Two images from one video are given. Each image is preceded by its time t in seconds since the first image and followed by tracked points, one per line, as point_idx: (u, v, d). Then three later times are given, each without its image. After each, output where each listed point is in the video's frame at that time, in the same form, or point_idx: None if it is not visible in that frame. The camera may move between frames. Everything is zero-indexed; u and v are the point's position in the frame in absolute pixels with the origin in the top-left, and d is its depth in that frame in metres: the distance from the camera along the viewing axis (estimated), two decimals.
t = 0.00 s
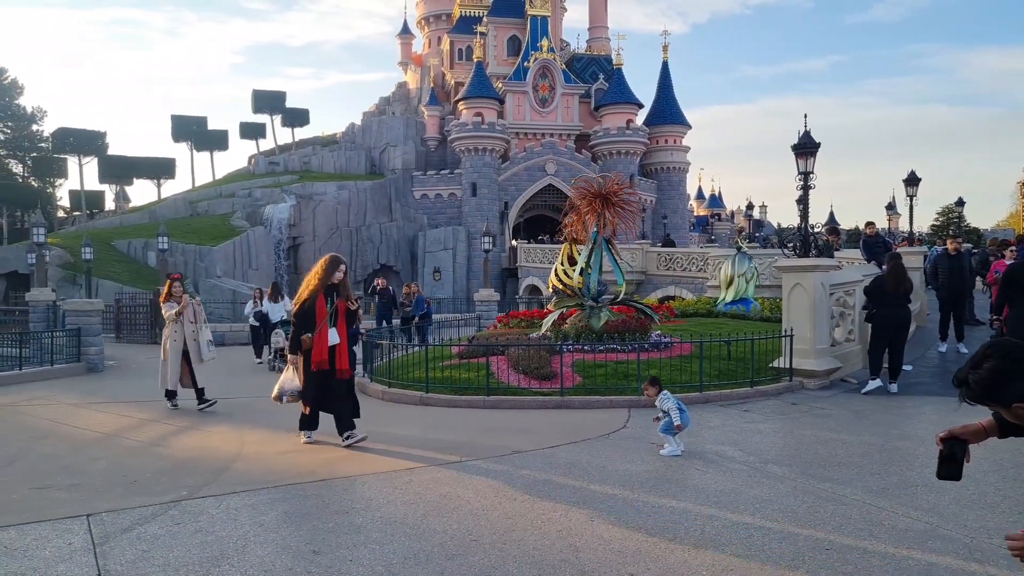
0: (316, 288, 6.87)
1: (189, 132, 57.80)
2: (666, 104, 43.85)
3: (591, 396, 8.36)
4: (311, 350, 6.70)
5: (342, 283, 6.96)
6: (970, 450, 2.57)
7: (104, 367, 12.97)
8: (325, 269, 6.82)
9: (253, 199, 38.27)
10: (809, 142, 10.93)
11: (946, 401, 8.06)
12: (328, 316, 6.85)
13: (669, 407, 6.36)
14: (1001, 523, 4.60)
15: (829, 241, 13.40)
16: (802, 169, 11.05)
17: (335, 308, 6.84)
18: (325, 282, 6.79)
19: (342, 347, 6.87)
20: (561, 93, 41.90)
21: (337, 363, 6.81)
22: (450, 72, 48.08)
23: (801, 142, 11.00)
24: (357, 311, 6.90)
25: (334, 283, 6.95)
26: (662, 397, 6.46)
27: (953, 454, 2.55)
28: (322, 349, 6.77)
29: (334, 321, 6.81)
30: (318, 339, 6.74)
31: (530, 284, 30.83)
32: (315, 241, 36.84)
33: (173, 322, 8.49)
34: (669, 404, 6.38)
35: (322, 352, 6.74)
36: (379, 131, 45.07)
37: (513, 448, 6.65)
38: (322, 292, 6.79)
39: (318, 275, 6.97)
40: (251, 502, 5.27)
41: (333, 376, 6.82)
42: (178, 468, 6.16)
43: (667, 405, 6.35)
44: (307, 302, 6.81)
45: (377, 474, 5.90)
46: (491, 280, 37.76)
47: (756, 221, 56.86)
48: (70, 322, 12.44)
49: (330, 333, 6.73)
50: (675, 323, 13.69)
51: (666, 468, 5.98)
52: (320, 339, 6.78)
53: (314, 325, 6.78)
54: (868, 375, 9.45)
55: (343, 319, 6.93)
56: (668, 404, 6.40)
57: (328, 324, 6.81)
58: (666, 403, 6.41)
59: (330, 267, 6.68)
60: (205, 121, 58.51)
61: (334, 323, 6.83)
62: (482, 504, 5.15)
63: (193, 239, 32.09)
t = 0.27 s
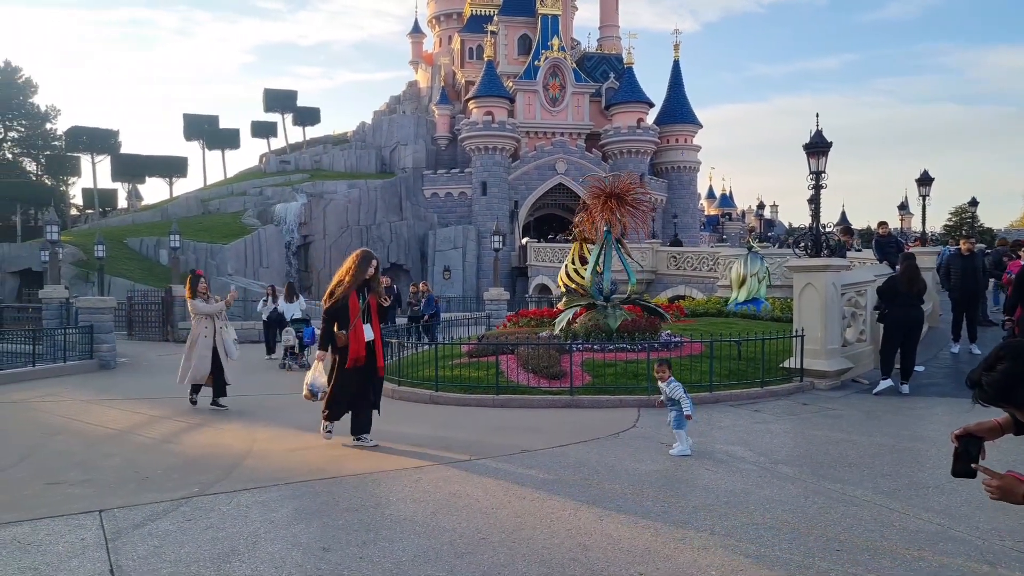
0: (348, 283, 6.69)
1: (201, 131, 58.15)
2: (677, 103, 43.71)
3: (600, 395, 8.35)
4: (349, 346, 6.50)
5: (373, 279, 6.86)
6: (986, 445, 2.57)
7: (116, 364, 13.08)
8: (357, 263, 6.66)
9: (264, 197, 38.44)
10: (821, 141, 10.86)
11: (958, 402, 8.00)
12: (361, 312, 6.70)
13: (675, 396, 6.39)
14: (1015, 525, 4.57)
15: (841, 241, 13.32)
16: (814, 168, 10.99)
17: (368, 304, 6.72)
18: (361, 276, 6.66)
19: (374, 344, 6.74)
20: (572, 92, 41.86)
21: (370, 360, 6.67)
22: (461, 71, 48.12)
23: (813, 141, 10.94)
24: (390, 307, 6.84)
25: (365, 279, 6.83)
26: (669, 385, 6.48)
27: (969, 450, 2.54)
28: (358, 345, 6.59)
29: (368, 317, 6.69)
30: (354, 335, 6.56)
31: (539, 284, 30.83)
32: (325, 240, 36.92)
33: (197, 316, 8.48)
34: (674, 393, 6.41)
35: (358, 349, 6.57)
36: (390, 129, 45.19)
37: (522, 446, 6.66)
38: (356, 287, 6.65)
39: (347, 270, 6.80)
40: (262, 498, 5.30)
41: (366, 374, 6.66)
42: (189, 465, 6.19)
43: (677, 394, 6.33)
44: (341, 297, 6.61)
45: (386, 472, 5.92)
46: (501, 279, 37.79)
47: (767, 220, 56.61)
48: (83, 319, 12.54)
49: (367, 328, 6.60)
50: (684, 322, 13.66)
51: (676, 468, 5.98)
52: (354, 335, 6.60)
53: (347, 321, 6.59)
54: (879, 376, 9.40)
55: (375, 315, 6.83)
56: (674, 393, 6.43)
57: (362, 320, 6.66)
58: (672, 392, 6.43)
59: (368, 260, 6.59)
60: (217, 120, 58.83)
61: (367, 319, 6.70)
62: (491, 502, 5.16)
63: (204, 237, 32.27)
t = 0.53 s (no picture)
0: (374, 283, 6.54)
1: (211, 132, 58.45)
2: (686, 105, 43.62)
3: (608, 397, 8.34)
4: (376, 348, 6.37)
5: (398, 279, 6.73)
6: (998, 445, 2.57)
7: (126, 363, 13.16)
8: (383, 262, 6.51)
9: (274, 198, 38.60)
10: (831, 142, 10.82)
11: (968, 405, 7.95)
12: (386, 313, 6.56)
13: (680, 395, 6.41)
14: None
15: (852, 244, 13.25)
16: (823, 170, 10.95)
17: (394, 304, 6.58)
18: (388, 277, 6.51)
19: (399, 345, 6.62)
20: (580, 93, 41.85)
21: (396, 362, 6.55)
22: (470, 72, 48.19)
23: (822, 143, 10.90)
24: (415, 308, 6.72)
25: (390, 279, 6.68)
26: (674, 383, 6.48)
27: (980, 453, 2.56)
28: (385, 347, 6.45)
29: (394, 318, 6.58)
30: (381, 337, 6.42)
31: (547, 285, 30.83)
32: (334, 240, 36.91)
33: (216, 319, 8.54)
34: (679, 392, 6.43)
35: (385, 350, 6.43)
36: (398, 130, 45.31)
37: (529, 448, 6.66)
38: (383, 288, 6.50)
39: (371, 269, 6.63)
40: (270, 498, 5.32)
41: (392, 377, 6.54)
42: (198, 465, 6.22)
43: (677, 392, 6.35)
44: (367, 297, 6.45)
45: (394, 473, 5.93)
46: (509, 281, 37.81)
47: (776, 222, 56.38)
48: (93, 319, 12.63)
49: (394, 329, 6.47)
50: (692, 325, 13.63)
51: (684, 470, 5.96)
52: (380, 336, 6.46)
53: (374, 322, 6.44)
54: (888, 378, 9.35)
55: (400, 315, 6.70)
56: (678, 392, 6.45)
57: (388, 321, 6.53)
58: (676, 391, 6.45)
59: (396, 260, 6.46)
60: (226, 121, 59.13)
61: (393, 320, 6.57)
62: (498, 504, 5.16)
63: (214, 238, 32.43)
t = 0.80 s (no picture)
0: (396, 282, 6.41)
1: (213, 131, 58.50)
2: (689, 105, 43.61)
3: (609, 397, 8.34)
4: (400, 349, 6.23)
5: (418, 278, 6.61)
6: (1000, 442, 2.56)
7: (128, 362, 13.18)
8: (405, 261, 6.38)
9: (276, 197, 38.61)
10: (833, 143, 10.82)
11: (970, 406, 7.95)
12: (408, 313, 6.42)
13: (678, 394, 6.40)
14: None
15: (854, 244, 13.23)
16: (825, 170, 10.94)
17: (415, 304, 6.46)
18: (410, 276, 6.39)
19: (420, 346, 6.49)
20: (583, 93, 41.85)
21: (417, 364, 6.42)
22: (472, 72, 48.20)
23: (825, 143, 10.89)
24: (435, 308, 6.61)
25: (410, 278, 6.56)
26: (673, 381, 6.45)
27: (980, 451, 2.54)
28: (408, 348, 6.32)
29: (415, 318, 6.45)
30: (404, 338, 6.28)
31: (550, 284, 30.84)
32: (336, 240, 36.96)
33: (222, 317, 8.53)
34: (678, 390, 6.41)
35: (409, 351, 6.29)
36: (401, 130, 45.33)
37: (531, 447, 6.66)
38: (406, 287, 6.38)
39: (391, 268, 6.49)
40: (272, 497, 5.32)
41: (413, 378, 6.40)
42: (199, 464, 6.22)
43: (678, 391, 6.34)
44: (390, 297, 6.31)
45: (396, 472, 5.93)
46: (511, 280, 37.83)
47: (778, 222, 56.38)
48: (95, 318, 12.64)
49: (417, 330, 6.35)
50: (694, 325, 13.64)
51: (685, 470, 5.96)
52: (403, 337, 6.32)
53: (397, 323, 6.30)
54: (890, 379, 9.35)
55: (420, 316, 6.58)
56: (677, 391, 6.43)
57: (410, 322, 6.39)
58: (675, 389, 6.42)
59: (418, 259, 6.37)
60: (229, 120, 59.16)
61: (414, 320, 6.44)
62: (500, 503, 5.16)
63: (216, 237, 32.45)
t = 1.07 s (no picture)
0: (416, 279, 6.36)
1: (213, 130, 58.49)
2: (689, 104, 43.61)
3: (610, 396, 8.35)
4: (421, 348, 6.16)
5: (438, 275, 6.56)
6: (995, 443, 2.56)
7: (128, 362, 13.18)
8: (425, 257, 6.34)
9: (277, 196, 38.61)
10: (833, 142, 10.82)
11: (969, 405, 7.97)
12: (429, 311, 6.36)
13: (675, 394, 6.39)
14: None
15: (854, 244, 13.24)
16: (825, 169, 10.95)
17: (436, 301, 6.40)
18: (429, 272, 6.34)
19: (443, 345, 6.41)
20: (584, 92, 41.83)
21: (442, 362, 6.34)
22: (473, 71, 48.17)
23: (825, 142, 10.90)
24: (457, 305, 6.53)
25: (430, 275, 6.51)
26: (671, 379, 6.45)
27: (976, 448, 2.54)
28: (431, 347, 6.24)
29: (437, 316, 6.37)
30: (425, 336, 6.21)
31: (551, 284, 30.88)
32: (337, 239, 37.02)
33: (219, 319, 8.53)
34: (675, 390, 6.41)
35: (431, 350, 6.22)
36: (402, 129, 45.34)
37: (532, 446, 6.67)
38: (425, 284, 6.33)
39: (409, 266, 6.45)
40: (272, 497, 5.33)
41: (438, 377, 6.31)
42: (200, 464, 6.23)
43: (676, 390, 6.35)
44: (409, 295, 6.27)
45: (397, 471, 5.95)
46: (512, 280, 37.88)
47: (778, 221, 56.42)
48: (95, 317, 12.64)
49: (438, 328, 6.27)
50: (694, 324, 13.66)
51: (685, 469, 5.98)
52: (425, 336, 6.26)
53: (417, 321, 6.24)
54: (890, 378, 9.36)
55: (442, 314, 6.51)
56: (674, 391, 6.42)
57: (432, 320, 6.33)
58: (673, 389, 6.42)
59: (436, 254, 6.31)
60: (229, 119, 59.13)
61: (436, 318, 6.37)
62: (500, 502, 5.17)
63: (216, 236, 32.44)
